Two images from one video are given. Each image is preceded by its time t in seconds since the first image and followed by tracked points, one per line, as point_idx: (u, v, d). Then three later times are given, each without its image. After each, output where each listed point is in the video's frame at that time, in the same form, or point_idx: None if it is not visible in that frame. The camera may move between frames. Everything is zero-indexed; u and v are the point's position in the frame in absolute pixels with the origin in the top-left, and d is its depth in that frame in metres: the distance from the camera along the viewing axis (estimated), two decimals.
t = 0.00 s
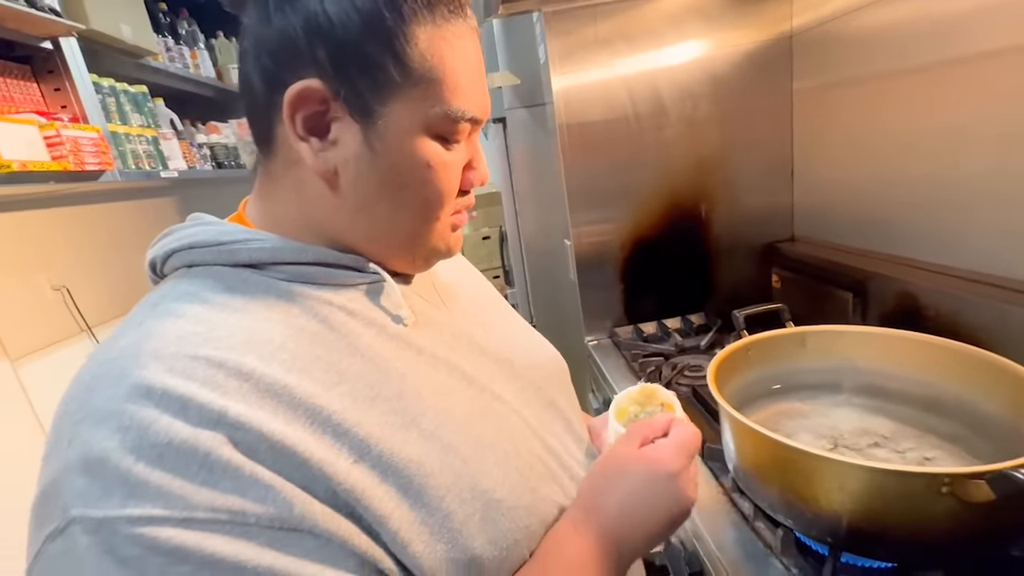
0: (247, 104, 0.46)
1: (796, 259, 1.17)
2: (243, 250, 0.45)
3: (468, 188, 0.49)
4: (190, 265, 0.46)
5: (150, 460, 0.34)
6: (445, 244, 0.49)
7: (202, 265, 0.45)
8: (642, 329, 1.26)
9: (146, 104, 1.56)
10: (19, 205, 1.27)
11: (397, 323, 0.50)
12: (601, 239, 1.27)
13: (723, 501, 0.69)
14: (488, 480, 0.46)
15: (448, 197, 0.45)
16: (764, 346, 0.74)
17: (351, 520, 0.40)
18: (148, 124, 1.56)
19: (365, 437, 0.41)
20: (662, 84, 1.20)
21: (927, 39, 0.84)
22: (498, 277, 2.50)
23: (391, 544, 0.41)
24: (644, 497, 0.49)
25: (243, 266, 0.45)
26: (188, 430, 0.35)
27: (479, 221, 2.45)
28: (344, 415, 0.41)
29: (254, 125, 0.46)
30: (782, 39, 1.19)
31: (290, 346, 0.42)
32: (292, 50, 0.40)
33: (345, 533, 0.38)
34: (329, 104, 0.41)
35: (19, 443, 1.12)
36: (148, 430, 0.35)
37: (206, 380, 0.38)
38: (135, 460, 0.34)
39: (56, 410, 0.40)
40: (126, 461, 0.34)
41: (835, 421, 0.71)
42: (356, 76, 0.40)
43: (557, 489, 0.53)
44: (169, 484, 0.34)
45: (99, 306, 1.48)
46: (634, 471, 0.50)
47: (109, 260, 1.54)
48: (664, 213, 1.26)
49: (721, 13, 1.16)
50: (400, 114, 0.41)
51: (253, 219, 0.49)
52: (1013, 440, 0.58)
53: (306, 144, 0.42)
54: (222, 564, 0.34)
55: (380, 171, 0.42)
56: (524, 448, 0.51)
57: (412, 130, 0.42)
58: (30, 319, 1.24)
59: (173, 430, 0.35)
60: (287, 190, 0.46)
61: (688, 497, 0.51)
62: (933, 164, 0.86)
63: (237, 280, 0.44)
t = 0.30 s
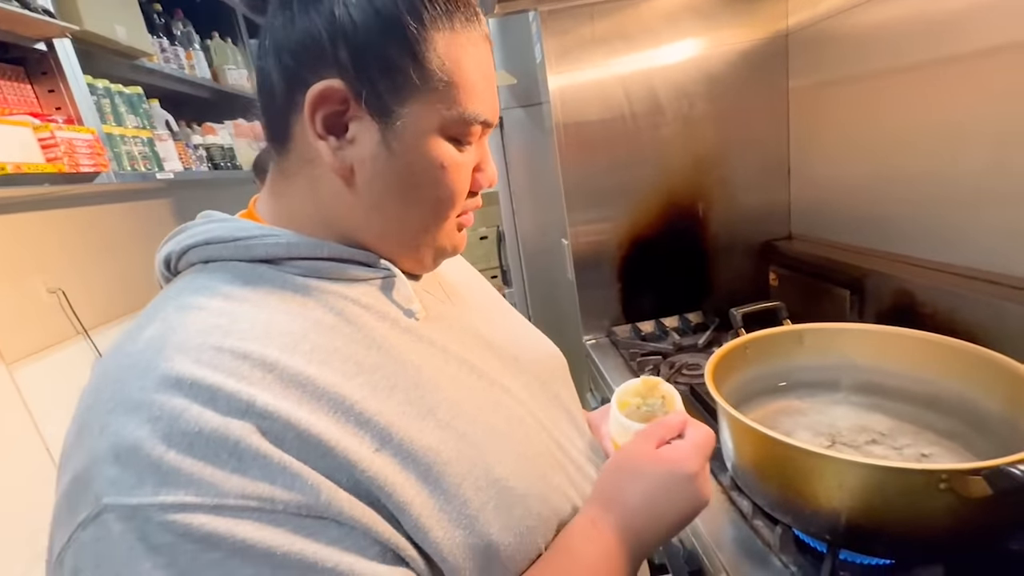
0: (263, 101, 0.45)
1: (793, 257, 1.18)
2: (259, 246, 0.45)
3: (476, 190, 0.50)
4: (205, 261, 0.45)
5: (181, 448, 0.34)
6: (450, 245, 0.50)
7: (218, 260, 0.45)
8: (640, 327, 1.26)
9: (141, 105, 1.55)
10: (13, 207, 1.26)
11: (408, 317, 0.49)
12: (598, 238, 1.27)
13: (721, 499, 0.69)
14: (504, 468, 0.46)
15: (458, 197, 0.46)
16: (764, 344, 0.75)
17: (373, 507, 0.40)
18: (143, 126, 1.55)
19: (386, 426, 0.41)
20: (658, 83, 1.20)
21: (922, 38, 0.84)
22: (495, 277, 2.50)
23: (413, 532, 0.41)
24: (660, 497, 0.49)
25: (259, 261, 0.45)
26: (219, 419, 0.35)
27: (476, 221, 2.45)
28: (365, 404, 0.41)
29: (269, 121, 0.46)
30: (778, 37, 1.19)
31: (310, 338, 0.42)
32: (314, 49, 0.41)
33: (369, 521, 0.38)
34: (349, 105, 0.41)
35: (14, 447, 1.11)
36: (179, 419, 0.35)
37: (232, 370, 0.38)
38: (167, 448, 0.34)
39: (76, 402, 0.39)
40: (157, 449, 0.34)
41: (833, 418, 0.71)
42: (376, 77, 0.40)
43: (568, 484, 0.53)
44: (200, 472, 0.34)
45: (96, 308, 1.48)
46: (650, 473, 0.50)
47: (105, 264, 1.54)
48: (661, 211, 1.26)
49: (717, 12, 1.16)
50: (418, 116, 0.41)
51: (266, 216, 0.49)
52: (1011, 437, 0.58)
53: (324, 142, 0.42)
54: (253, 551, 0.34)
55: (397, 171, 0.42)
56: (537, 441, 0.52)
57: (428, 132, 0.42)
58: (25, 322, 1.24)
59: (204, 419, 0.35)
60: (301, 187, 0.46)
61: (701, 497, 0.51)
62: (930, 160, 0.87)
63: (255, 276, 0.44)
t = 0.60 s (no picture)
0: (268, 99, 0.45)
1: (785, 255, 1.18)
2: (280, 236, 0.44)
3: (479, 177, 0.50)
4: (224, 252, 0.44)
5: (221, 427, 0.34)
6: (458, 231, 0.50)
7: (238, 251, 0.44)
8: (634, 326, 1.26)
9: (130, 105, 1.53)
10: None
11: (421, 306, 0.49)
12: (592, 237, 1.27)
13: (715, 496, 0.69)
14: (522, 450, 0.46)
15: (462, 185, 0.46)
16: (757, 341, 0.75)
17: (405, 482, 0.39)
18: (133, 125, 1.54)
19: (414, 406, 0.41)
20: (650, 82, 1.20)
21: (912, 37, 0.85)
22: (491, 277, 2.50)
23: (443, 507, 0.40)
24: (690, 479, 0.48)
25: (278, 252, 0.44)
26: (257, 399, 0.36)
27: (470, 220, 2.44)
28: (393, 385, 0.41)
29: (274, 119, 0.46)
30: (770, 36, 1.19)
31: (335, 323, 0.42)
32: (318, 44, 0.40)
33: (403, 494, 0.38)
34: (355, 97, 0.41)
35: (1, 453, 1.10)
36: (217, 399, 0.35)
37: (266, 349, 0.38)
38: (208, 426, 0.34)
39: (105, 386, 0.39)
40: (199, 427, 0.34)
41: (826, 415, 0.71)
42: (380, 69, 0.40)
43: (580, 475, 0.53)
44: (242, 447, 0.34)
45: (85, 310, 1.46)
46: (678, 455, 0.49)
47: (95, 265, 1.52)
48: (654, 209, 1.26)
49: (709, 11, 1.16)
50: (422, 105, 0.41)
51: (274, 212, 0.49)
52: (1001, 431, 0.59)
53: (331, 136, 0.42)
54: (296, 521, 0.35)
55: (404, 161, 0.42)
56: (549, 432, 0.51)
57: (433, 121, 0.42)
58: (15, 326, 1.23)
59: (242, 399, 0.35)
60: (308, 182, 0.46)
61: (732, 481, 0.50)
62: (920, 159, 0.87)
63: (274, 266, 0.43)
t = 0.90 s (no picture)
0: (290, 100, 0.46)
1: (782, 253, 1.18)
2: (310, 225, 0.43)
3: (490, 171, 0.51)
4: (258, 242, 0.44)
5: (293, 373, 0.34)
6: (474, 223, 0.50)
7: (272, 241, 0.43)
8: (632, 324, 1.26)
9: (127, 106, 1.53)
10: None
11: (442, 295, 0.49)
12: (590, 236, 1.27)
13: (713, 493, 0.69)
14: (545, 422, 0.47)
15: (477, 178, 0.46)
16: (755, 338, 0.75)
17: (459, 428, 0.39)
18: (129, 126, 1.53)
19: (457, 366, 0.42)
20: (647, 81, 1.20)
21: (909, 35, 0.85)
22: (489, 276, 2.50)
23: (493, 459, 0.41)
24: (801, 420, 0.45)
25: (311, 241, 0.44)
26: (319, 353, 0.35)
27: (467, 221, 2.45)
28: (436, 347, 0.42)
29: (296, 120, 0.46)
30: (766, 35, 1.19)
31: (376, 302, 0.42)
32: (339, 46, 0.41)
33: (455, 428, 0.38)
34: (375, 94, 0.41)
35: None
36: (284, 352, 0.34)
37: (323, 305, 0.38)
38: (280, 373, 0.33)
39: (156, 371, 0.38)
40: (272, 374, 0.33)
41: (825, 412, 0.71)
42: (400, 67, 0.41)
43: (600, 455, 0.54)
44: (316, 388, 0.34)
45: (83, 311, 1.46)
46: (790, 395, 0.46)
47: (92, 267, 1.52)
48: (652, 208, 1.26)
49: (706, 10, 1.16)
50: (440, 101, 0.42)
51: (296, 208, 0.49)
52: (998, 427, 0.59)
53: (353, 134, 0.42)
54: (380, 446, 0.33)
55: (425, 156, 0.43)
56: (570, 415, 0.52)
57: (450, 116, 0.43)
58: (13, 328, 1.23)
59: (303, 353, 0.35)
60: (331, 179, 0.46)
61: (847, 427, 0.46)
62: (917, 156, 0.88)
63: (309, 254, 0.43)
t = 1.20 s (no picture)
0: (307, 100, 0.52)
1: (773, 250, 1.19)
2: (331, 214, 0.48)
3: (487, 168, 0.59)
4: (279, 230, 0.47)
5: (348, 308, 0.38)
6: (472, 212, 0.59)
7: (292, 229, 0.47)
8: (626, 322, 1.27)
9: (116, 106, 1.52)
10: None
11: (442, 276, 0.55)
12: (583, 234, 1.28)
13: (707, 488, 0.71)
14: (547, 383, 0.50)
15: (473, 172, 0.54)
16: (744, 335, 0.77)
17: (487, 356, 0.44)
18: (119, 127, 1.52)
19: (474, 313, 0.47)
20: (639, 80, 1.21)
21: (898, 34, 0.86)
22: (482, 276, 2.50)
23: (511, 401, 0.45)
24: (828, 381, 0.47)
25: (327, 228, 0.48)
26: (365, 292, 0.39)
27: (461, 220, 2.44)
28: (455, 300, 0.47)
29: (312, 117, 0.53)
30: (757, 34, 1.20)
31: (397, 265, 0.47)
32: (355, 54, 0.47)
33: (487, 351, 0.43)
34: (387, 98, 0.48)
35: None
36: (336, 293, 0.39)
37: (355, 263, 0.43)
38: (336, 309, 0.37)
39: (207, 338, 0.40)
40: (330, 310, 0.37)
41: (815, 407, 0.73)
42: (409, 74, 0.47)
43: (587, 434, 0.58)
44: (371, 316, 0.38)
45: (73, 314, 1.45)
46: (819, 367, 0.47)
47: (81, 269, 1.51)
48: (645, 206, 1.27)
49: (697, 9, 1.17)
50: (444, 105, 0.49)
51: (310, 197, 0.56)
52: (982, 421, 0.60)
53: (366, 133, 0.49)
54: (434, 355, 0.38)
55: (431, 153, 0.50)
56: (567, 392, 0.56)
57: (454, 117, 0.50)
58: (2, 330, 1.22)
59: (352, 294, 0.39)
60: (344, 172, 0.53)
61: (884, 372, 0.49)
62: (905, 154, 0.89)
63: (325, 238, 0.47)
